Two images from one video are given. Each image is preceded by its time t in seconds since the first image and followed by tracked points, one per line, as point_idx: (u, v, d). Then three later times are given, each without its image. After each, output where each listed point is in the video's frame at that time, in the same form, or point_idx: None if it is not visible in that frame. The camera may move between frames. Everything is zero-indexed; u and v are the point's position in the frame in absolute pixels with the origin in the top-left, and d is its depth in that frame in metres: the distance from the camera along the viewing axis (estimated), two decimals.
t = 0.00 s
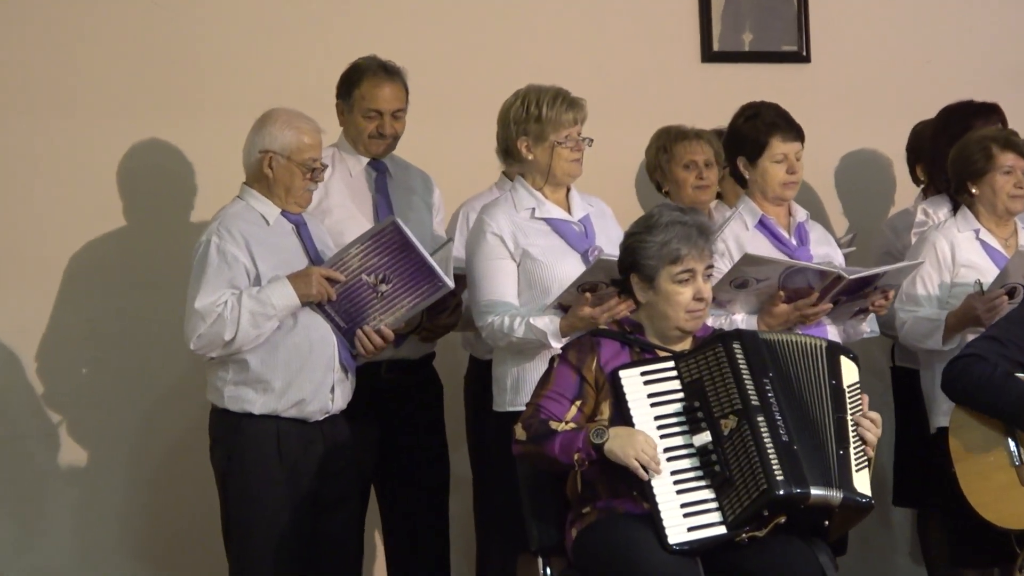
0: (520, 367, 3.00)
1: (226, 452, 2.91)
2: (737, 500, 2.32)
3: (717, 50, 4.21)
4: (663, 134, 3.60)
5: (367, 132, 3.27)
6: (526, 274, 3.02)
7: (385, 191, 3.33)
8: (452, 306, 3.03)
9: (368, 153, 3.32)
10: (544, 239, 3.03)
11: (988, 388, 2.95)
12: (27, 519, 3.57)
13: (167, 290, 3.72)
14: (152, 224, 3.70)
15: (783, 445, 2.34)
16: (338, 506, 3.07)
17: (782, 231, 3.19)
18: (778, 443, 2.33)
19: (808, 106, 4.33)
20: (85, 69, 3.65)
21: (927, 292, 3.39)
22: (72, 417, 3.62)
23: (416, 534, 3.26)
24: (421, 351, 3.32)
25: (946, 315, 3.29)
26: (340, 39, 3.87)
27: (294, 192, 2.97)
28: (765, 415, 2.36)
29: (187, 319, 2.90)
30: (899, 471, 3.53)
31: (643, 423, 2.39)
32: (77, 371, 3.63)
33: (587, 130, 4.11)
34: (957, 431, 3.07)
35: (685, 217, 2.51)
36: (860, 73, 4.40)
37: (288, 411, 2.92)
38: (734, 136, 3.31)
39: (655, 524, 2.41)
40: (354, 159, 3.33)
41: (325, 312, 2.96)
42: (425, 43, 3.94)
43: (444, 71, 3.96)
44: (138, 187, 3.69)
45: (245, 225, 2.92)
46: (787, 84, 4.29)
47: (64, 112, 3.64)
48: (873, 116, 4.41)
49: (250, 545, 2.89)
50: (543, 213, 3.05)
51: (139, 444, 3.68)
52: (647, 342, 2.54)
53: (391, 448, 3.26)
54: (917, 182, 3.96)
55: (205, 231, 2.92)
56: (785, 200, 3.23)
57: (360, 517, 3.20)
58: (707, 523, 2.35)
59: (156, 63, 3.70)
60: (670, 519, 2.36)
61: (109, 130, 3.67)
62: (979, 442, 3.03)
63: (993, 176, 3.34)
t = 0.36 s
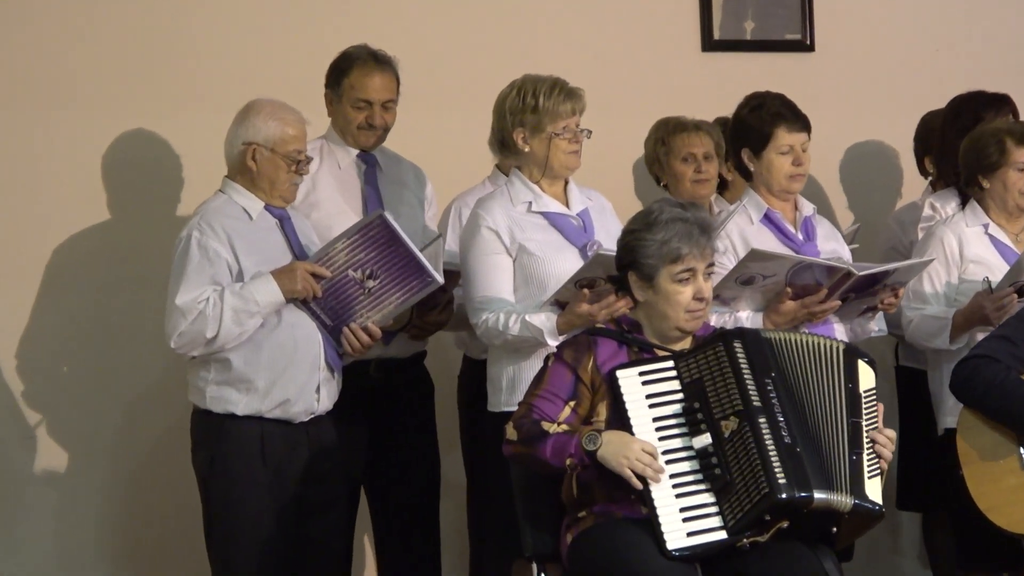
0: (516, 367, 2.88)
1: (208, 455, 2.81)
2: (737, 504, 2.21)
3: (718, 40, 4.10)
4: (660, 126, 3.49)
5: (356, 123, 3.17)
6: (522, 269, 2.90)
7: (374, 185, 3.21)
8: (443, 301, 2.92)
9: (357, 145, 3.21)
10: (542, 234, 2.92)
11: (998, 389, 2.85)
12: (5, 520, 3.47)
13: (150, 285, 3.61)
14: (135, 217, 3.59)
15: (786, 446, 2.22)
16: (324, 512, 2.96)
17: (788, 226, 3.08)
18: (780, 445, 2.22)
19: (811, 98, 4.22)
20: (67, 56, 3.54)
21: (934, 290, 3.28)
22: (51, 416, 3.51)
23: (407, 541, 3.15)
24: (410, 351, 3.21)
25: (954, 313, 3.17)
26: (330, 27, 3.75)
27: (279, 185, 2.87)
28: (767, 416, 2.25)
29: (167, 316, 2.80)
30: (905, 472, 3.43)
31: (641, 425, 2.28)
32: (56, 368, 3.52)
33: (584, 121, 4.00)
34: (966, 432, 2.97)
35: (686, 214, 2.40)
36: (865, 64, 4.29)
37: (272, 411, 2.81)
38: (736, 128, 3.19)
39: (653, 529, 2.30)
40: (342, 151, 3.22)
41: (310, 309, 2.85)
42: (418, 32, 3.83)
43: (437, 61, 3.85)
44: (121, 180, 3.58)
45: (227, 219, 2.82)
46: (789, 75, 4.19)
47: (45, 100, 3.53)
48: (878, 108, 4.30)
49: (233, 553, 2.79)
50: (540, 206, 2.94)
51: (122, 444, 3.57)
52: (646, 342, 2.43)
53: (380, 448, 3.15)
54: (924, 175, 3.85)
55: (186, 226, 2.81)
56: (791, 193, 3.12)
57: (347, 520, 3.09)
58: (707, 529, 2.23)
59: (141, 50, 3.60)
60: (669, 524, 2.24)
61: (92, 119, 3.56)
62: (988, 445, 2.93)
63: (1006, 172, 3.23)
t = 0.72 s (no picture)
0: (507, 361, 2.87)
1: (198, 449, 2.80)
2: (727, 499, 2.21)
3: (709, 34, 4.09)
4: (648, 121, 3.48)
5: (347, 117, 3.16)
6: (514, 265, 2.90)
7: (364, 180, 3.20)
8: (432, 296, 2.91)
9: (348, 139, 3.20)
10: (534, 229, 2.91)
11: (990, 386, 2.85)
12: None
13: (140, 279, 3.60)
14: (124, 211, 3.58)
15: (775, 442, 2.23)
16: (315, 506, 2.96)
17: (781, 222, 3.07)
18: (769, 440, 2.22)
19: (803, 92, 4.21)
20: (56, 48, 3.53)
21: (926, 286, 3.28)
22: (40, 410, 3.50)
23: (398, 537, 3.14)
24: (402, 345, 3.20)
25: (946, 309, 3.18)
26: (321, 20, 3.74)
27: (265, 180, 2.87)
28: (756, 411, 2.25)
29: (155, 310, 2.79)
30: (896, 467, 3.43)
31: (631, 421, 2.28)
32: (44, 362, 3.51)
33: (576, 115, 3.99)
34: (958, 428, 2.98)
35: (674, 211, 2.39)
36: (857, 58, 4.29)
37: (262, 405, 2.81)
38: (728, 123, 3.19)
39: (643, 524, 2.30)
40: (332, 145, 3.21)
41: (299, 302, 2.84)
42: (409, 24, 3.82)
43: (427, 54, 3.83)
44: (111, 173, 3.57)
45: (215, 213, 2.82)
46: (781, 70, 4.18)
47: (34, 92, 3.51)
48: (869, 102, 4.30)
49: (223, 548, 2.78)
50: (533, 201, 2.93)
51: (113, 439, 3.57)
52: (635, 338, 2.43)
53: (371, 443, 3.14)
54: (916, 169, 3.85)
55: (173, 220, 2.81)
56: (786, 186, 3.11)
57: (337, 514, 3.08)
58: (696, 524, 2.23)
59: (128, 41, 3.58)
60: (659, 521, 2.24)
61: (81, 112, 3.55)
62: (980, 440, 2.94)
63: (1003, 174, 3.24)
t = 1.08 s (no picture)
0: (497, 356, 2.87)
1: (189, 444, 2.80)
2: (714, 496, 2.23)
3: (701, 30, 4.09)
4: (638, 117, 3.48)
5: (338, 112, 3.16)
6: (504, 260, 2.90)
7: (354, 176, 3.20)
8: (425, 291, 2.93)
9: (341, 135, 3.21)
10: (525, 224, 2.92)
11: (979, 382, 2.86)
12: None
13: (129, 274, 3.59)
14: (115, 206, 3.57)
15: (761, 438, 2.23)
16: (306, 502, 2.96)
17: (772, 218, 3.07)
18: (755, 436, 2.23)
19: (794, 89, 4.22)
20: (47, 44, 3.52)
21: (917, 283, 3.29)
22: (30, 405, 3.50)
23: (388, 533, 3.15)
24: (393, 340, 3.21)
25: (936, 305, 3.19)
26: (312, 16, 3.74)
27: (251, 174, 2.87)
28: (742, 407, 2.25)
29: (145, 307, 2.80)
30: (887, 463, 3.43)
31: (618, 418, 2.29)
32: (35, 359, 3.50)
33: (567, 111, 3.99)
34: (949, 424, 2.98)
35: (663, 206, 2.40)
36: (848, 54, 4.29)
37: (252, 399, 2.81)
38: (716, 119, 3.19)
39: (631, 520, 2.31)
40: (323, 141, 3.20)
41: (288, 296, 2.85)
42: (400, 20, 3.81)
43: (418, 49, 3.83)
44: (102, 169, 3.56)
45: (202, 209, 2.82)
46: (772, 66, 4.18)
47: (24, 88, 3.51)
48: (861, 98, 4.31)
49: (214, 544, 2.78)
50: (523, 197, 2.94)
51: (106, 435, 3.57)
52: (625, 333, 2.43)
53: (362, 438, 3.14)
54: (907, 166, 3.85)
55: (161, 217, 2.81)
56: (779, 179, 3.12)
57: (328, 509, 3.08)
58: (683, 521, 2.25)
59: (120, 37, 3.57)
60: (646, 518, 2.26)
61: (72, 108, 3.54)
62: (971, 437, 2.95)
63: (993, 169, 3.25)
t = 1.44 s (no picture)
0: (485, 353, 2.88)
1: (178, 441, 2.81)
2: (702, 494, 2.23)
3: (690, 26, 4.10)
4: (628, 112, 3.48)
5: (328, 107, 3.17)
6: (494, 255, 2.91)
7: (345, 172, 3.20)
8: (417, 286, 2.92)
9: (332, 131, 3.21)
10: (513, 220, 2.92)
11: (969, 376, 2.86)
12: None
13: (119, 270, 3.60)
14: (105, 202, 3.58)
15: (749, 435, 2.24)
16: (296, 499, 2.97)
17: (761, 214, 3.08)
18: (743, 433, 2.24)
19: (784, 85, 4.23)
20: (38, 43, 3.53)
21: (906, 279, 3.30)
22: (22, 402, 3.51)
23: (377, 530, 3.15)
24: (383, 336, 3.22)
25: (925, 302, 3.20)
26: (301, 12, 3.74)
27: (238, 166, 2.88)
28: (730, 405, 2.26)
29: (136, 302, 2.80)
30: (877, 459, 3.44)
31: (607, 415, 2.29)
32: (26, 355, 3.51)
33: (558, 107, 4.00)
34: (937, 421, 2.99)
35: (638, 199, 2.40)
36: (838, 50, 4.30)
37: (244, 395, 2.82)
38: (703, 116, 3.20)
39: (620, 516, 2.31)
40: (314, 136, 3.21)
41: (276, 292, 2.85)
42: (389, 16, 3.82)
43: (407, 46, 3.84)
44: (94, 166, 3.57)
45: (193, 204, 2.83)
46: (761, 63, 4.19)
47: (15, 85, 3.52)
48: (851, 95, 4.31)
49: (204, 542, 2.79)
50: (512, 193, 2.94)
51: (99, 434, 3.58)
52: (613, 330, 2.43)
53: (351, 434, 3.15)
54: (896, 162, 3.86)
55: (153, 212, 2.82)
56: (767, 174, 3.12)
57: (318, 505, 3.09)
58: (671, 518, 2.25)
59: (109, 34, 3.58)
60: (635, 514, 2.26)
61: (64, 106, 3.55)
62: (959, 433, 2.95)
63: (985, 166, 3.25)
